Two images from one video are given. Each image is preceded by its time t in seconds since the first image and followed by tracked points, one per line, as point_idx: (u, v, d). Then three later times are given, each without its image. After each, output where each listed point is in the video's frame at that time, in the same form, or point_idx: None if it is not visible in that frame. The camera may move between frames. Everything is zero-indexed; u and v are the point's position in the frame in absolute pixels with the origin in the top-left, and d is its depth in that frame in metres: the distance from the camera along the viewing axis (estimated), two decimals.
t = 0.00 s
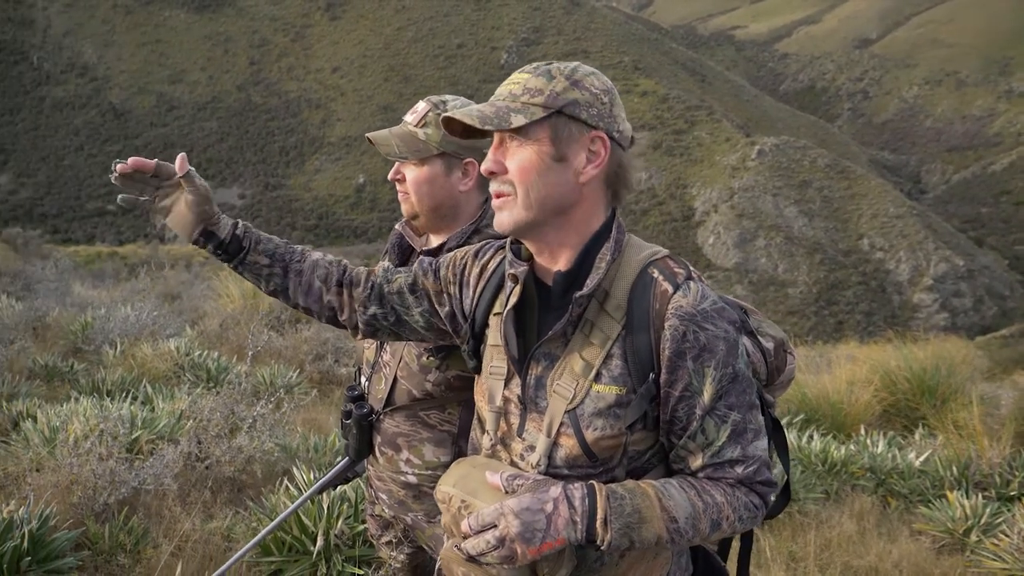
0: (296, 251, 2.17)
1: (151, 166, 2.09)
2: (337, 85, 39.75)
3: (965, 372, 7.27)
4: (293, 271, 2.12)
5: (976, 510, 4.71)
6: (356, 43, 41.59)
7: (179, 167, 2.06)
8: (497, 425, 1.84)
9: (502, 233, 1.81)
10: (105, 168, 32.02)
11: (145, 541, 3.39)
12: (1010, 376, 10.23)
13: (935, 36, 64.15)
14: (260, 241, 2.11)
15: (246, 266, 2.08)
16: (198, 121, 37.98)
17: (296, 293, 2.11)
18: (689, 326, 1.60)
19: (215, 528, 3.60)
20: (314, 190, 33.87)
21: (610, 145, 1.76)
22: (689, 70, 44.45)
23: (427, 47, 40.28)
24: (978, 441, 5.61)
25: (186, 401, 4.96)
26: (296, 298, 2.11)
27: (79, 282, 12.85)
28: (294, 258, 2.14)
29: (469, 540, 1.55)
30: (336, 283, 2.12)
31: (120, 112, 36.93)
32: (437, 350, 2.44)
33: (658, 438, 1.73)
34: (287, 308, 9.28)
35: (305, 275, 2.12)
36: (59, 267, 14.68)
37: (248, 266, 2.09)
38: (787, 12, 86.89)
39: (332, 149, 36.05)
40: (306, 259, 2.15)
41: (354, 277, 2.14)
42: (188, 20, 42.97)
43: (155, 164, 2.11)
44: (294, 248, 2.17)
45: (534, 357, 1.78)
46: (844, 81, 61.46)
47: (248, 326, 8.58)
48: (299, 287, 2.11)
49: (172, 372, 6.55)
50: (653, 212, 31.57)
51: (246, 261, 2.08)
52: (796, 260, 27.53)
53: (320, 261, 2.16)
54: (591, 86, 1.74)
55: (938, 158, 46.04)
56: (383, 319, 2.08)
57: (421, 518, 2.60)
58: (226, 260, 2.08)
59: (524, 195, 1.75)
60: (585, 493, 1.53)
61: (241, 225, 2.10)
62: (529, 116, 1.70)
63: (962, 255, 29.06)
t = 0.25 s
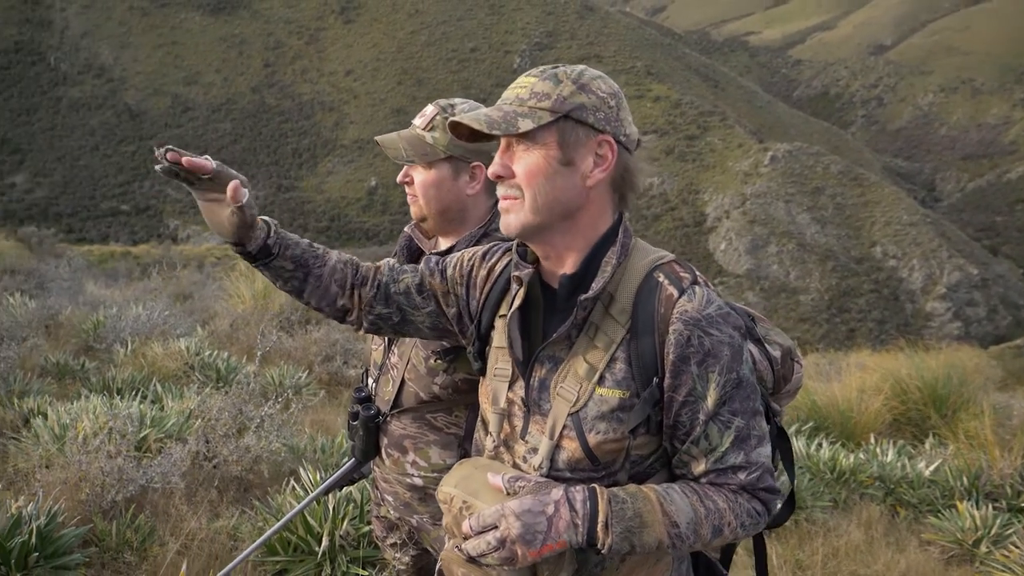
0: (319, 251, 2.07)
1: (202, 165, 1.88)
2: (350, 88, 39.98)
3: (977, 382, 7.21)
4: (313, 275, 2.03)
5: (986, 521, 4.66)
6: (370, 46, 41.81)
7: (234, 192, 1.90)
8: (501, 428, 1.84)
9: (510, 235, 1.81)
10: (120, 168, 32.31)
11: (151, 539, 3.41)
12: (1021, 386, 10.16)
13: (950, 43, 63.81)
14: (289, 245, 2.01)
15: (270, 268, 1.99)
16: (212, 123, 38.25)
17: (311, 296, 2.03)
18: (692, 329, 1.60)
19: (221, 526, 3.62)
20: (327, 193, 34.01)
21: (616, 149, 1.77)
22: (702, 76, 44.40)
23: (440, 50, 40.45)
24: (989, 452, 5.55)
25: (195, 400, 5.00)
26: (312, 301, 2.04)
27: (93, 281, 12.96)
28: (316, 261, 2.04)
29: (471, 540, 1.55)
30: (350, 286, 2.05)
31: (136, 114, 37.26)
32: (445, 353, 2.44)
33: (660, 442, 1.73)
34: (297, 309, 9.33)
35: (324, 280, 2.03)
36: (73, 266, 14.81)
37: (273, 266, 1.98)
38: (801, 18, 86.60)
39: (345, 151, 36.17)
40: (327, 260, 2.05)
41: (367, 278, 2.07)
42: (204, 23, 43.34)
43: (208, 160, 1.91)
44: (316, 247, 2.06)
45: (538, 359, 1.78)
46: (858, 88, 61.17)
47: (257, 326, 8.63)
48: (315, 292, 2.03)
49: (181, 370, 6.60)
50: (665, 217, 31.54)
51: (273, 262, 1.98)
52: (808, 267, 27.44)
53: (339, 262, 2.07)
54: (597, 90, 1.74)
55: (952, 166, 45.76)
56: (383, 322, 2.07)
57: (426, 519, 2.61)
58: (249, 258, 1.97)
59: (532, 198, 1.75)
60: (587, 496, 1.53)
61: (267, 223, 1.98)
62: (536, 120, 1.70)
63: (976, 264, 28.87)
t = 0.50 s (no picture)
0: (336, 256, 2.03)
1: (270, 177, 1.90)
2: (362, 90, 40.10)
3: (990, 388, 7.14)
4: (332, 280, 2.00)
5: (997, 527, 4.62)
6: (382, 48, 41.92)
7: (291, 202, 1.88)
8: (511, 430, 1.83)
9: (523, 237, 1.81)
10: (134, 169, 32.52)
11: (159, 536, 3.44)
12: None
13: (966, 46, 63.30)
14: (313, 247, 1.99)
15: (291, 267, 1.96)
16: (225, 124, 38.43)
17: (325, 301, 2.01)
18: (707, 331, 1.61)
19: (230, 525, 3.63)
20: (339, 194, 34.05)
21: (631, 150, 1.78)
22: (715, 78, 44.26)
23: (453, 52, 40.51)
24: (1000, 457, 5.50)
25: (205, 398, 5.03)
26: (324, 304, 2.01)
27: (105, 280, 13.04)
28: (335, 264, 2.01)
29: (485, 545, 1.53)
30: (361, 293, 2.03)
31: (149, 114, 37.35)
32: (454, 354, 2.45)
33: (673, 444, 1.73)
34: (308, 308, 9.36)
35: (339, 286, 2.00)
36: (86, 265, 14.87)
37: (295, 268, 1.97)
38: (815, 20, 86.07)
39: (357, 152, 36.24)
40: (344, 266, 2.03)
41: (372, 282, 2.05)
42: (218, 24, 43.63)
43: (273, 169, 1.92)
44: (337, 254, 2.04)
45: (550, 361, 1.78)
46: (872, 90, 60.61)
47: (267, 325, 8.67)
48: (329, 297, 2.00)
49: (192, 369, 6.65)
50: (676, 220, 31.44)
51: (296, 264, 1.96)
52: (820, 270, 27.30)
53: (354, 268, 2.05)
54: (612, 89, 1.74)
55: (967, 170, 45.38)
56: (388, 324, 2.06)
57: (434, 520, 2.61)
58: (279, 259, 1.96)
59: (547, 200, 1.75)
60: (602, 499, 1.53)
61: (306, 232, 1.98)
62: (551, 120, 1.70)
63: (990, 269, 28.61)
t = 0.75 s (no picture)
0: (352, 258, 2.00)
1: (305, 172, 1.87)
2: (375, 89, 40.19)
3: (1006, 390, 7.05)
4: (347, 279, 1.97)
5: (1012, 530, 4.55)
6: (395, 47, 42.01)
7: (323, 196, 1.85)
8: (525, 430, 1.81)
9: (535, 235, 1.80)
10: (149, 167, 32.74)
11: (171, 531, 3.47)
12: None
13: (982, 45, 62.69)
14: (333, 246, 1.97)
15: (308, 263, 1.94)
16: (239, 122, 38.57)
17: (337, 300, 1.97)
18: (725, 330, 1.60)
19: (241, 521, 3.65)
20: (351, 192, 34.11)
21: (644, 148, 1.76)
22: (728, 78, 44.06)
23: (465, 51, 40.52)
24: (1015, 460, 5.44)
25: (216, 396, 5.05)
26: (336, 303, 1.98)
27: (119, 278, 13.12)
28: (349, 265, 1.98)
29: (504, 548, 1.50)
30: (373, 293, 2.02)
31: (164, 113, 37.46)
32: (464, 353, 2.44)
33: (690, 443, 1.73)
34: (319, 307, 9.41)
35: (353, 287, 1.98)
36: (99, 262, 14.95)
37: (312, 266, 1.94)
38: (830, 19, 85.43)
39: (369, 152, 36.33)
40: (358, 267, 2.00)
41: (380, 282, 2.04)
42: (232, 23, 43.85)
43: (305, 164, 1.89)
44: (353, 257, 2.01)
45: (567, 360, 1.76)
46: (888, 89, 60.08)
47: (279, 322, 8.71)
48: (341, 297, 1.97)
49: (205, 366, 6.69)
50: (688, 220, 31.29)
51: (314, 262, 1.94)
52: (833, 271, 27.14)
53: (366, 270, 2.03)
54: (625, 86, 1.73)
55: (983, 171, 44.96)
56: (395, 326, 2.04)
57: (443, 520, 2.61)
58: (299, 256, 1.94)
59: (560, 199, 1.75)
60: (623, 500, 1.51)
61: (330, 232, 1.97)
62: (562, 118, 1.70)
63: (1006, 270, 28.33)
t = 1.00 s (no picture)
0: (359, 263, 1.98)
1: (328, 169, 1.82)
2: (386, 89, 40.26)
3: (1017, 394, 7.00)
4: (354, 283, 1.96)
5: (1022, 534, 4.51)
6: (406, 47, 42.11)
7: (347, 192, 1.82)
8: (533, 432, 1.79)
9: (539, 236, 1.79)
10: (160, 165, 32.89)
11: (178, 527, 3.48)
12: None
13: (996, 46, 62.24)
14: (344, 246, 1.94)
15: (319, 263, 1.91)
16: (250, 121, 38.61)
17: (344, 304, 1.95)
18: (736, 328, 1.60)
19: (249, 518, 3.66)
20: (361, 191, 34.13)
21: (647, 147, 1.75)
22: (739, 78, 43.93)
23: (476, 51, 40.54)
24: None
25: (224, 394, 5.07)
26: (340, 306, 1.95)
27: (131, 276, 13.19)
28: (357, 266, 1.96)
29: (519, 550, 1.49)
30: (376, 301, 1.99)
31: (175, 112, 37.54)
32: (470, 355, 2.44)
33: (700, 442, 1.72)
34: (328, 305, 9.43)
35: (361, 289, 1.96)
36: (111, 260, 15.02)
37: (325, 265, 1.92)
38: (842, 19, 85.01)
39: (379, 151, 36.40)
40: (366, 271, 1.98)
41: (382, 285, 2.01)
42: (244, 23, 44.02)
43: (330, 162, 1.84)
44: (365, 267, 2.00)
45: (576, 361, 1.74)
46: (900, 90, 59.71)
47: (287, 321, 8.73)
48: (345, 300, 1.95)
49: (214, 364, 6.72)
50: (698, 220, 31.17)
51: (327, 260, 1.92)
52: (844, 273, 27.01)
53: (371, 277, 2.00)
54: (628, 86, 1.73)
55: (996, 172, 44.64)
56: (397, 330, 2.01)
57: (449, 520, 2.60)
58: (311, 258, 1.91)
59: (562, 198, 1.74)
60: (638, 500, 1.51)
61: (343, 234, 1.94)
62: (563, 118, 1.70)
63: (1019, 273, 28.13)
